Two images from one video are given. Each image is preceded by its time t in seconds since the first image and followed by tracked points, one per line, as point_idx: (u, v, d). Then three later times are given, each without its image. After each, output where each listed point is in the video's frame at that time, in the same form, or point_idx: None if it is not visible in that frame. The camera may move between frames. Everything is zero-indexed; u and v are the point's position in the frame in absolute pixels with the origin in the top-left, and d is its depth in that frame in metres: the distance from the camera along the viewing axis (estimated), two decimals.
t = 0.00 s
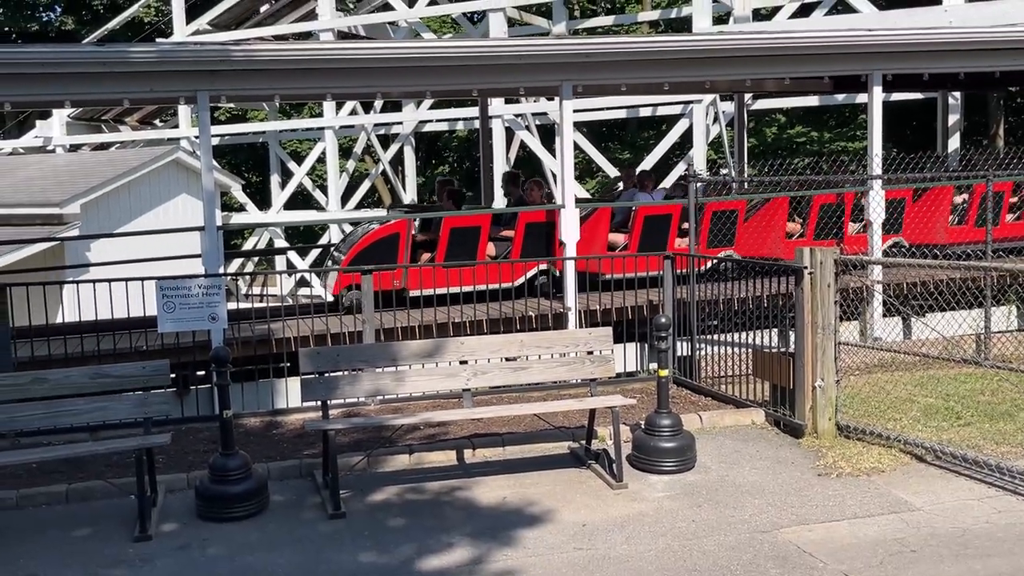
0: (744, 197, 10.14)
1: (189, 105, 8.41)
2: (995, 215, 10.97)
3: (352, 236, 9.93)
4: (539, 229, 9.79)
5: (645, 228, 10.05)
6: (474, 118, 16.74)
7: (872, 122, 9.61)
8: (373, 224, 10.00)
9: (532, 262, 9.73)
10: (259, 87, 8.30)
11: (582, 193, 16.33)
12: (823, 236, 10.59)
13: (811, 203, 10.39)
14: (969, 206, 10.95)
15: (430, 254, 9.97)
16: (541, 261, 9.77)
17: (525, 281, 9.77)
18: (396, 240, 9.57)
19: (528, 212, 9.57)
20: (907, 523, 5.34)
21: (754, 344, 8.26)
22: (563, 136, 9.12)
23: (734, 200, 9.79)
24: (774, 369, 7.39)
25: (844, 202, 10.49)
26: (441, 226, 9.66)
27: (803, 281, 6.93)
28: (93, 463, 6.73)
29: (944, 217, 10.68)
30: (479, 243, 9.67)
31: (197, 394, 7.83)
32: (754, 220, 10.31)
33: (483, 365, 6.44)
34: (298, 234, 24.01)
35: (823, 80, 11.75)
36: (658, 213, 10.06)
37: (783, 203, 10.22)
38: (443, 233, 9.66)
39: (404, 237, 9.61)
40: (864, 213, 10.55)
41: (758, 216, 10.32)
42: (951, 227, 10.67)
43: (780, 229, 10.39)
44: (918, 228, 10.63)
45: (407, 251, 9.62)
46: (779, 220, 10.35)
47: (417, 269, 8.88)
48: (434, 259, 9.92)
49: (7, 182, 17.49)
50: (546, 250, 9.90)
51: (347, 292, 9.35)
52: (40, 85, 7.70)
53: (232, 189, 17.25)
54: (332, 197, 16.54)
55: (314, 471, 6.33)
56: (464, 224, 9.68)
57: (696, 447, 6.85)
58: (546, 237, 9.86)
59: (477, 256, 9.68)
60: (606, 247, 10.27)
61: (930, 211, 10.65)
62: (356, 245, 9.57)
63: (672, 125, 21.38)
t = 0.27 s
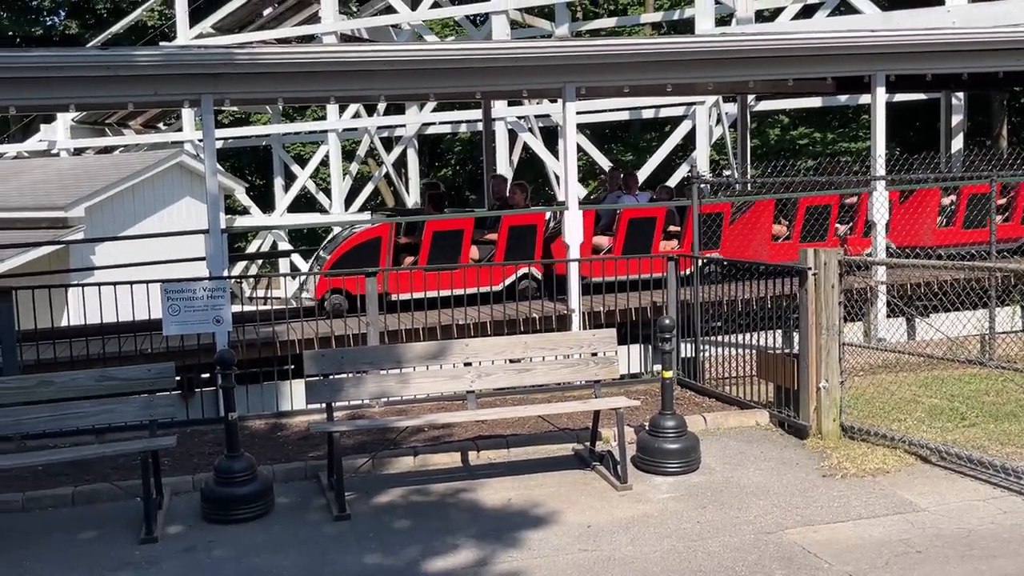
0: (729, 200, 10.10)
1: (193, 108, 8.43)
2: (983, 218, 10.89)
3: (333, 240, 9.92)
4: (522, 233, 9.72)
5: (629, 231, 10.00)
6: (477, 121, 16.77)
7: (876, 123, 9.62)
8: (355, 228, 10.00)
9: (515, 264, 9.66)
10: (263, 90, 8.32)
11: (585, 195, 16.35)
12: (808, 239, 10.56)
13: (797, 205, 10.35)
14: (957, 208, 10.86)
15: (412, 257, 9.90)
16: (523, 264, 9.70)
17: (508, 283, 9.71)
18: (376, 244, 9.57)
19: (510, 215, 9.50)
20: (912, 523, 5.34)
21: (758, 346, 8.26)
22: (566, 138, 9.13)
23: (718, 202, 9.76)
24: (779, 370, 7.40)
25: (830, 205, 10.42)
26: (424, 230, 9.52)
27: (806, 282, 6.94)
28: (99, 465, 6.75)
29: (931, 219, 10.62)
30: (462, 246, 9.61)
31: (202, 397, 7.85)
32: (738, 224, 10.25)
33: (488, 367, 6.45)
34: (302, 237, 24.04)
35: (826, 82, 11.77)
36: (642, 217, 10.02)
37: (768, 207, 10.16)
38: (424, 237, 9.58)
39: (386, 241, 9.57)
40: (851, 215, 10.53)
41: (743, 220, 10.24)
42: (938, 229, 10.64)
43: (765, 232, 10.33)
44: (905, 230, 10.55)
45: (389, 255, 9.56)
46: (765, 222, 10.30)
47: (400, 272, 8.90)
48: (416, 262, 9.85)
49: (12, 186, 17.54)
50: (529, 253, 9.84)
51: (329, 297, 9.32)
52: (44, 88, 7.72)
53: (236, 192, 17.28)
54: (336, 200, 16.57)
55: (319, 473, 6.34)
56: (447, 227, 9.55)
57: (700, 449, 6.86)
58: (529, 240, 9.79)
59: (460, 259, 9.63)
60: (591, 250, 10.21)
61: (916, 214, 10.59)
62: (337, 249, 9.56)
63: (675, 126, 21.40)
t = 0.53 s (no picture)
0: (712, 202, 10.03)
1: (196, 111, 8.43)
2: (969, 220, 10.84)
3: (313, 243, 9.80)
4: (502, 236, 9.65)
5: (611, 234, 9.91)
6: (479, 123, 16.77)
7: (879, 124, 9.61)
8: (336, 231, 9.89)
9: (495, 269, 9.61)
10: (266, 93, 8.33)
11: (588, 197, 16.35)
12: (793, 243, 10.46)
13: (781, 207, 10.28)
14: (942, 210, 10.79)
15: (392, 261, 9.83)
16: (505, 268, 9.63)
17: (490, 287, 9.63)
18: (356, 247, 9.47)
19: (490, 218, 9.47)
20: (915, 525, 5.33)
21: (760, 347, 8.25)
22: (569, 140, 9.13)
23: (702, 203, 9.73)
24: (782, 371, 7.38)
25: (815, 208, 10.34)
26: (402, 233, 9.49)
27: (809, 284, 6.93)
28: (102, 468, 6.75)
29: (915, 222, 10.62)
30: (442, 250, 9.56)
31: (205, 400, 7.85)
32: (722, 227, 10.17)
33: (490, 369, 6.44)
34: (306, 239, 24.06)
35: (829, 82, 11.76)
36: (624, 219, 9.94)
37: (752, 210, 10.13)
38: (405, 240, 9.53)
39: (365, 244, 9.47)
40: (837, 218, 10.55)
41: (727, 223, 10.15)
42: (925, 231, 10.67)
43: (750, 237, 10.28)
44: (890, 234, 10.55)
45: (369, 259, 9.49)
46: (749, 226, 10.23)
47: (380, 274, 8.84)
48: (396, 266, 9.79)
49: (16, 189, 17.57)
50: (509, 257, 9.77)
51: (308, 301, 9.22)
52: (47, 92, 7.73)
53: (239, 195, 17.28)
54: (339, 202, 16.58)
55: (322, 475, 6.34)
56: (427, 231, 9.52)
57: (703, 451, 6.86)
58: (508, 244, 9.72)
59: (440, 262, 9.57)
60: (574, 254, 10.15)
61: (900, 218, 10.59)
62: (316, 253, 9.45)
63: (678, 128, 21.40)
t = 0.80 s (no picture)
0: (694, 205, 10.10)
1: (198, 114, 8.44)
2: (953, 223, 10.79)
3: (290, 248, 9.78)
4: (482, 240, 9.64)
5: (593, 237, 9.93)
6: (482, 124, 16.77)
7: (881, 124, 9.59)
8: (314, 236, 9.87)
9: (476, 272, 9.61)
10: (268, 95, 8.33)
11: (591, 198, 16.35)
12: (775, 246, 10.40)
13: (763, 208, 10.30)
14: (927, 211, 10.69)
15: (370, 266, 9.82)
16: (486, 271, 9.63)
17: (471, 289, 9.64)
18: (333, 251, 9.45)
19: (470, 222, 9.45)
20: (919, 527, 5.32)
21: (763, 348, 8.24)
22: (571, 141, 9.12)
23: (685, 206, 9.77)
24: (784, 373, 7.37)
25: (796, 211, 10.35)
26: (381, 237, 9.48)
27: (812, 285, 6.92)
28: (105, 470, 6.76)
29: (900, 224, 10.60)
30: (420, 253, 9.54)
31: (208, 402, 7.86)
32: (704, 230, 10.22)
33: (492, 371, 6.44)
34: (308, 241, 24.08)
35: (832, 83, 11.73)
36: (605, 222, 9.94)
37: (734, 211, 10.18)
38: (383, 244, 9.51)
39: (343, 248, 9.46)
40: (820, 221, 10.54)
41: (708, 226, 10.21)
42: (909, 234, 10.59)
43: (732, 241, 10.30)
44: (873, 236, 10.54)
45: (346, 263, 9.47)
46: (730, 229, 10.25)
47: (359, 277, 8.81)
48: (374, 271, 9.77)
49: (20, 192, 17.61)
50: (489, 260, 9.77)
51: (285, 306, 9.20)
52: (49, 94, 7.74)
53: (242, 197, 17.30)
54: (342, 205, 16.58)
55: (324, 477, 6.34)
56: (405, 235, 9.50)
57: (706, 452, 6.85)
58: (488, 247, 9.72)
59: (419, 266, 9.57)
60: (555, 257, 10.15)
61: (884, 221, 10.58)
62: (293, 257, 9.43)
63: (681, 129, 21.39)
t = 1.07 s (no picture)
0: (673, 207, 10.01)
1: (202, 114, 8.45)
2: (937, 223, 10.74)
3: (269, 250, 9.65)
4: (460, 242, 9.58)
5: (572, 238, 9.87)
6: (485, 125, 16.79)
7: (885, 123, 9.58)
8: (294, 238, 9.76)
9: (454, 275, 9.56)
10: (272, 96, 8.34)
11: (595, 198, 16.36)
12: (756, 248, 10.39)
13: (744, 211, 10.26)
14: (911, 213, 10.62)
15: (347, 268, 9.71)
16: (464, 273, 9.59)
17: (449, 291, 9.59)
18: (310, 253, 9.32)
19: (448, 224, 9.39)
20: (923, 527, 5.32)
21: (766, 348, 8.24)
22: (574, 141, 9.12)
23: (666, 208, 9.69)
24: (788, 372, 7.37)
25: (779, 212, 10.29)
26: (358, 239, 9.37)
27: (815, 285, 6.92)
28: (110, 470, 6.78)
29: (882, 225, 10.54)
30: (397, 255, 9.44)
31: (212, 402, 7.87)
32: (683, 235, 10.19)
33: (496, 371, 6.44)
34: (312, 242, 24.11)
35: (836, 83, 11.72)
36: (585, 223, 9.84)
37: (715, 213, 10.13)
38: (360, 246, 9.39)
39: (319, 250, 9.34)
40: (801, 223, 10.53)
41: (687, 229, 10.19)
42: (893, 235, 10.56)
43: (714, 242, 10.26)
44: (856, 237, 10.44)
45: (323, 265, 9.34)
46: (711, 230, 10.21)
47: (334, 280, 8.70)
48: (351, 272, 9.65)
49: (25, 193, 17.64)
50: (467, 262, 9.69)
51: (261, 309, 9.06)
52: (53, 96, 7.76)
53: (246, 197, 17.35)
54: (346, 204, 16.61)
55: (328, 478, 6.35)
56: (382, 237, 9.39)
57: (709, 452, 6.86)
58: (467, 250, 9.66)
59: (396, 267, 9.47)
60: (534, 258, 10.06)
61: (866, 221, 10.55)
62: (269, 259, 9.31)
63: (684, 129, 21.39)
